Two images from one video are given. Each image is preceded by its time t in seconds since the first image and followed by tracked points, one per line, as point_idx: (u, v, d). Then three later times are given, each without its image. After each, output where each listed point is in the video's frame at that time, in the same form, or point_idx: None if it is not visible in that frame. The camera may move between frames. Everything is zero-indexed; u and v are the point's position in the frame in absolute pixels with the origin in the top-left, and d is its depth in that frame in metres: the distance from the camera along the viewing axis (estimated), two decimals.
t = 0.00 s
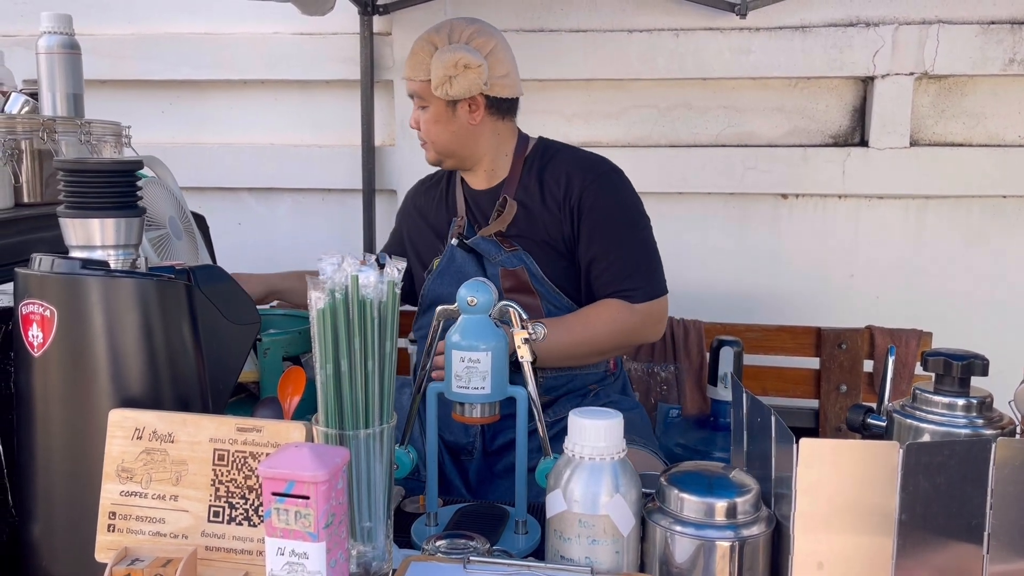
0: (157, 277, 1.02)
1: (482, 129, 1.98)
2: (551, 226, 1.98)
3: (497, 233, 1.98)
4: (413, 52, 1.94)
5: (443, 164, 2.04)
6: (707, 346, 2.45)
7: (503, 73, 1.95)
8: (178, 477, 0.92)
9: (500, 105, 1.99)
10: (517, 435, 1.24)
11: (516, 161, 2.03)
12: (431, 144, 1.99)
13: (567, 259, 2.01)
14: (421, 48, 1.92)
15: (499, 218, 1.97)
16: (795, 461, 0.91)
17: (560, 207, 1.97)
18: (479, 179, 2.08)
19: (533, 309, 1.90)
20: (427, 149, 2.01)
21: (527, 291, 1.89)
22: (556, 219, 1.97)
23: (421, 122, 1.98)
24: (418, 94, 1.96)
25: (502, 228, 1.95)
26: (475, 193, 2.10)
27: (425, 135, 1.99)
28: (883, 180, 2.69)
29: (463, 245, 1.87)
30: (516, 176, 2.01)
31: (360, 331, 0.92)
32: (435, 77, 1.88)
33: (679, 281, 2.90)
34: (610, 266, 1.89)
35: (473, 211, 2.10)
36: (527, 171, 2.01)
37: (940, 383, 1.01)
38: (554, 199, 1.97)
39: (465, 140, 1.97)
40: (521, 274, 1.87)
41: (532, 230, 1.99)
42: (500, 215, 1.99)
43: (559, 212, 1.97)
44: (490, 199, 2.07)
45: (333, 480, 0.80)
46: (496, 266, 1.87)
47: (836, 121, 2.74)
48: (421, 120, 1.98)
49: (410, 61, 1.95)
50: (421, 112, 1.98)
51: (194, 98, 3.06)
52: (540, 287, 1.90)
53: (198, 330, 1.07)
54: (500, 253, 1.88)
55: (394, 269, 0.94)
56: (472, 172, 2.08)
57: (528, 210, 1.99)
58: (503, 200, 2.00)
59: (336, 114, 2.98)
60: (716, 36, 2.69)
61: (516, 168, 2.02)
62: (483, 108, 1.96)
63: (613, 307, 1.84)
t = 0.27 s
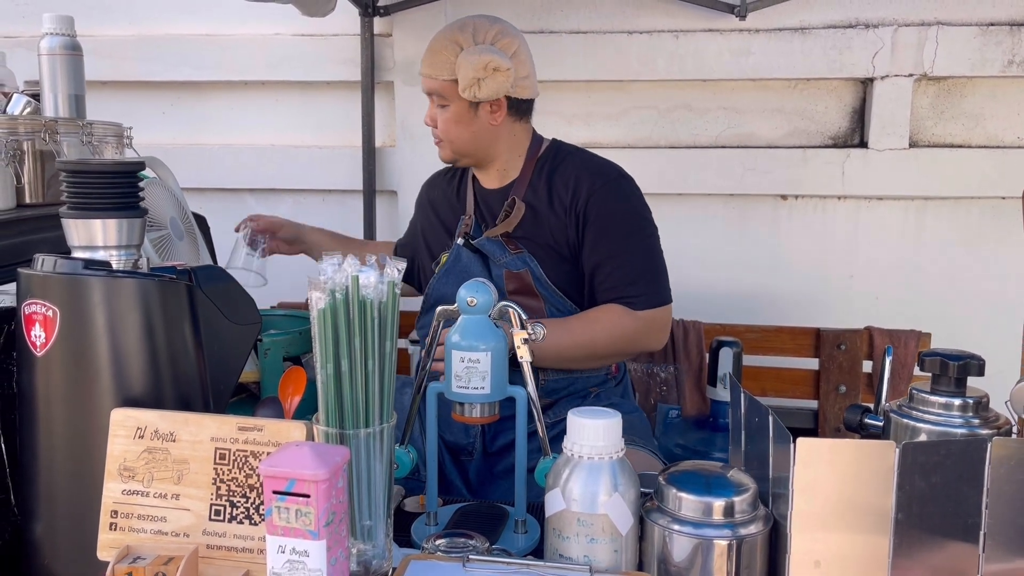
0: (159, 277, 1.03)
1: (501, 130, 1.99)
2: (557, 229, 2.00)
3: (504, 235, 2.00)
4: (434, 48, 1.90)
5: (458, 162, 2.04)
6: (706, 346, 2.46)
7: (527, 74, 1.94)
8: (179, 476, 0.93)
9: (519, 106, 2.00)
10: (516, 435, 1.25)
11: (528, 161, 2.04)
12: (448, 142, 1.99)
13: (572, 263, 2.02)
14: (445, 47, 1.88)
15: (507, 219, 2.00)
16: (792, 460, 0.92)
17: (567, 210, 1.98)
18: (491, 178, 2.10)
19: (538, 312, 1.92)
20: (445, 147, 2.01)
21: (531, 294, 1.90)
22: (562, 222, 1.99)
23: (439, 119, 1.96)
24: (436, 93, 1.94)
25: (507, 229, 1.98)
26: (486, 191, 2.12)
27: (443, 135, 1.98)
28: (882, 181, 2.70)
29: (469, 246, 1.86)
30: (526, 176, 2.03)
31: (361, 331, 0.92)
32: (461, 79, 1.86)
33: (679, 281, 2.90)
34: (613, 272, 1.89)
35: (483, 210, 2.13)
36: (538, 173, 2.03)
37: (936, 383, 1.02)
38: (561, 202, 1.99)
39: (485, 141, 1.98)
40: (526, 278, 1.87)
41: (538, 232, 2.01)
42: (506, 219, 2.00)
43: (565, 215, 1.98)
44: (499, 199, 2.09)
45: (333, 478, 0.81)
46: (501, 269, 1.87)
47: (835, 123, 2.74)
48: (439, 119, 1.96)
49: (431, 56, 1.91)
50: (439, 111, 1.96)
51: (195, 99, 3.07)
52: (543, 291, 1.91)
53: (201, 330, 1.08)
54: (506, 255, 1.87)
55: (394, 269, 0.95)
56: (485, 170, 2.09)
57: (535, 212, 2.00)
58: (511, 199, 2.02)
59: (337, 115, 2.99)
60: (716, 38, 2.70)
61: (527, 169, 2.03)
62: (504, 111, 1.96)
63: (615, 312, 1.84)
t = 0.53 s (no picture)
0: (160, 278, 1.04)
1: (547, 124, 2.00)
2: (564, 230, 1.99)
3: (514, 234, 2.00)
4: (500, 42, 1.81)
5: (505, 163, 1.98)
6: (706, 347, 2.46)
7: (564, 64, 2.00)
8: (180, 475, 0.93)
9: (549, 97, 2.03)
10: (516, 434, 1.25)
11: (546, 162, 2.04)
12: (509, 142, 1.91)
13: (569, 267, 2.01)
14: (512, 42, 1.82)
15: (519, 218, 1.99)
16: (789, 460, 0.92)
17: (576, 213, 1.98)
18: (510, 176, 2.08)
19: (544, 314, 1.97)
20: (500, 148, 1.93)
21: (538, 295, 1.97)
22: (570, 225, 1.98)
23: (503, 118, 1.87)
24: (501, 91, 1.85)
25: (517, 230, 1.98)
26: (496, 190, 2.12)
27: (505, 135, 1.90)
28: (881, 183, 2.70)
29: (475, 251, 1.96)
30: (541, 176, 2.03)
31: (360, 331, 0.93)
32: (543, 73, 1.82)
33: (678, 282, 2.91)
34: (610, 268, 1.88)
35: (491, 208, 2.11)
36: (553, 172, 2.03)
37: (934, 383, 1.02)
38: (570, 203, 1.99)
39: (539, 136, 1.97)
40: (533, 280, 1.94)
41: (545, 230, 2.00)
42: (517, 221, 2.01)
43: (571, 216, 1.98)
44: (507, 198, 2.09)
45: (333, 477, 0.81)
46: (508, 271, 1.94)
47: (835, 124, 2.75)
48: (502, 118, 1.88)
49: (495, 51, 1.81)
50: (500, 109, 1.88)
51: (196, 100, 3.07)
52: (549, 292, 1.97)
53: (201, 330, 1.09)
54: (512, 258, 1.95)
55: (394, 270, 0.95)
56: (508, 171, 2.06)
57: (545, 210, 2.01)
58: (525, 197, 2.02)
59: (338, 116, 3.00)
60: (716, 39, 2.71)
61: (544, 169, 2.03)
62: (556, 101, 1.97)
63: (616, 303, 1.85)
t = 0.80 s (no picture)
0: (161, 278, 1.04)
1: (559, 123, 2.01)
2: (582, 237, 2.00)
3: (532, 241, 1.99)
4: (527, 34, 1.80)
5: (518, 159, 1.96)
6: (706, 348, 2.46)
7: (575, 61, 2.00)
8: (181, 475, 0.94)
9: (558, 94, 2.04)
10: (516, 435, 1.25)
11: (559, 165, 2.05)
12: (525, 137, 1.89)
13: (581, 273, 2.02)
14: (538, 34, 1.81)
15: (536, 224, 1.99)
16: (788, 460, 0.93)
17: (594, 219, 1.99)
18: (524, 181, 2.06)
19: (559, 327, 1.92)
20: (516, 144, 1.91)
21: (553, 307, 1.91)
22: (588, 231, 2.00)
23: (523, 112, 1.86)
24: (523, 84, 1.84)
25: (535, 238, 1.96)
26: (506, 194, 2.09)
27: (523, 131, 1.89)
28: (881, 184, 2.71)
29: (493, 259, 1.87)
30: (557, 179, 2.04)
31: (361, 331, 0.93)
32: (568, 69, 1.83)
33: (678, 283, 2.91)
34: (628, 278, 1.90)
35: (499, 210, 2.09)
36: (568, 177, 2.04)
37: (932, 384, 1.03)
38: (586, 209, 2.00)
39: (554, 133, 1.97)
40: (551, 292, 1.88)
41: (560, 236, 2.01)
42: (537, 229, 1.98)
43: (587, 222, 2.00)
44: (518, 202, 2.08)
45: (333, 476, 0.82)
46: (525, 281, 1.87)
47: (835, 125, 2.75)
48: (522, 112, 1.87)
49: (521, 42, 1.80)
50: (520, 103, 1.87)
51: (196, 100, 3.08)
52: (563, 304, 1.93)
53: (201, 330, 1.09)
54: (531, 268, 1.88)
55: (395, 270, 0.96)
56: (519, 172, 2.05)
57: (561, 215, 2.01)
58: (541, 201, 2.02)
59: (338, 117, 3.00)
60: (716, 40, 2.71)
61: (558, 172, 2.04)
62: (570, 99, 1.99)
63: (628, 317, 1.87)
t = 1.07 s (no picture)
0: (162, 279, 1.04)
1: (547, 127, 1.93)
2: (597, 251, 1.99)
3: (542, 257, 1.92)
4: (514, 35, 1.69)
5: (506, 167, 1.88)
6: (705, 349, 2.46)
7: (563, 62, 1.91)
8: (182, 475, 0.94)
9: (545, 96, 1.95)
10: (516, 436, 1.25)
11: (554, 170, 1.99)
12: (513, 144, 1.81)
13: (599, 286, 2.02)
14: (526, 36, 1.70)
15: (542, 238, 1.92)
16: (787, 461, 0.93)
17: (605, 230, 1.98)
18: (519, 190, 1.98)
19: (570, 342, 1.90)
20: (503, 152, 1.82)
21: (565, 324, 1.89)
22: (602, 244, 1.98)
23: (511, 119, 1.78)
24: (510, 89, 1.75)
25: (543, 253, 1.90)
26: (502, 204, 1.99)
27: (510, 138, 1.80)
28: (881, 185, 2.71)
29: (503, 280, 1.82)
30: (556, 186, 1.99)
31: (364, 332, 0.93)
32: (558, 73, 1.73)
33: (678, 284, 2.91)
34: (659, 294, 1.94)
35: (497, 223, 1.99)
36: (566, 182, 2.00)
37: (932, 386, 1.03)
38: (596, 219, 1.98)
39: (541, 140, 1.89)
40: (564, 310, 1.87)
41: (573, 249, 1.97)
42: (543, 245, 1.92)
43: (600, 231, 1.98)
44: (516, 213, 1.99)
45: (335, 477, 0.82)
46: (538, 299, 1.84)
47: (835, 127, 2.75)
48: (509, 118, 1.78)
49: (509, 44, 1.69)
50: (507, 108, 1.78)
51: (197, 101, 3.08)
52: (575, 319, 1.91)
53: (201, 329, 1.09)
54: (543, 286, 1.85)
55: (396, 271, 0.96)
56: (511, 179, 1.96)
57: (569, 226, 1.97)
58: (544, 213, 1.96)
59: (338, 118, 3.00)
60: (716, 42, 2.71)
61: (555, 176, 1.99)
62: (559, 102, 1.90)
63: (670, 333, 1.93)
